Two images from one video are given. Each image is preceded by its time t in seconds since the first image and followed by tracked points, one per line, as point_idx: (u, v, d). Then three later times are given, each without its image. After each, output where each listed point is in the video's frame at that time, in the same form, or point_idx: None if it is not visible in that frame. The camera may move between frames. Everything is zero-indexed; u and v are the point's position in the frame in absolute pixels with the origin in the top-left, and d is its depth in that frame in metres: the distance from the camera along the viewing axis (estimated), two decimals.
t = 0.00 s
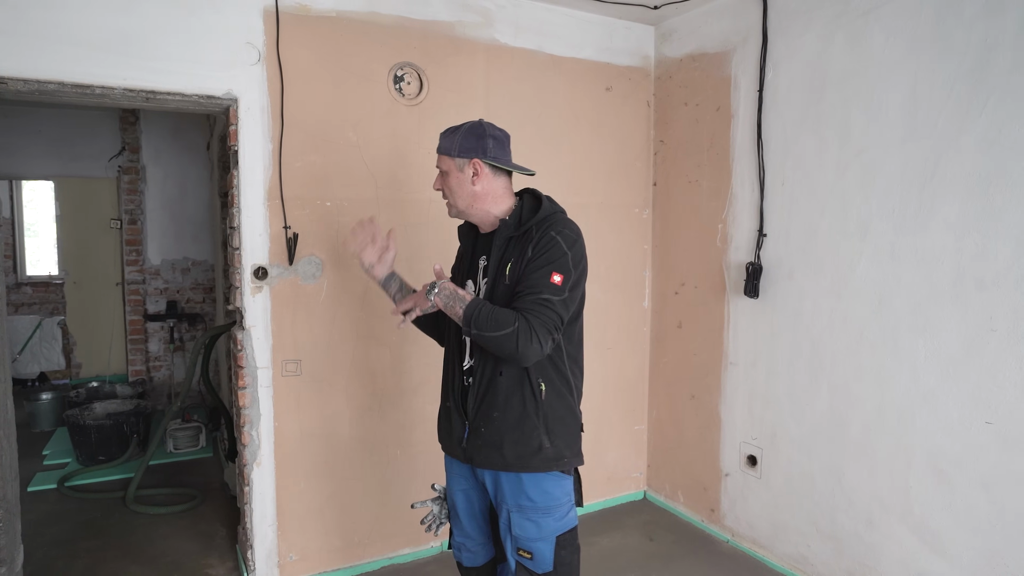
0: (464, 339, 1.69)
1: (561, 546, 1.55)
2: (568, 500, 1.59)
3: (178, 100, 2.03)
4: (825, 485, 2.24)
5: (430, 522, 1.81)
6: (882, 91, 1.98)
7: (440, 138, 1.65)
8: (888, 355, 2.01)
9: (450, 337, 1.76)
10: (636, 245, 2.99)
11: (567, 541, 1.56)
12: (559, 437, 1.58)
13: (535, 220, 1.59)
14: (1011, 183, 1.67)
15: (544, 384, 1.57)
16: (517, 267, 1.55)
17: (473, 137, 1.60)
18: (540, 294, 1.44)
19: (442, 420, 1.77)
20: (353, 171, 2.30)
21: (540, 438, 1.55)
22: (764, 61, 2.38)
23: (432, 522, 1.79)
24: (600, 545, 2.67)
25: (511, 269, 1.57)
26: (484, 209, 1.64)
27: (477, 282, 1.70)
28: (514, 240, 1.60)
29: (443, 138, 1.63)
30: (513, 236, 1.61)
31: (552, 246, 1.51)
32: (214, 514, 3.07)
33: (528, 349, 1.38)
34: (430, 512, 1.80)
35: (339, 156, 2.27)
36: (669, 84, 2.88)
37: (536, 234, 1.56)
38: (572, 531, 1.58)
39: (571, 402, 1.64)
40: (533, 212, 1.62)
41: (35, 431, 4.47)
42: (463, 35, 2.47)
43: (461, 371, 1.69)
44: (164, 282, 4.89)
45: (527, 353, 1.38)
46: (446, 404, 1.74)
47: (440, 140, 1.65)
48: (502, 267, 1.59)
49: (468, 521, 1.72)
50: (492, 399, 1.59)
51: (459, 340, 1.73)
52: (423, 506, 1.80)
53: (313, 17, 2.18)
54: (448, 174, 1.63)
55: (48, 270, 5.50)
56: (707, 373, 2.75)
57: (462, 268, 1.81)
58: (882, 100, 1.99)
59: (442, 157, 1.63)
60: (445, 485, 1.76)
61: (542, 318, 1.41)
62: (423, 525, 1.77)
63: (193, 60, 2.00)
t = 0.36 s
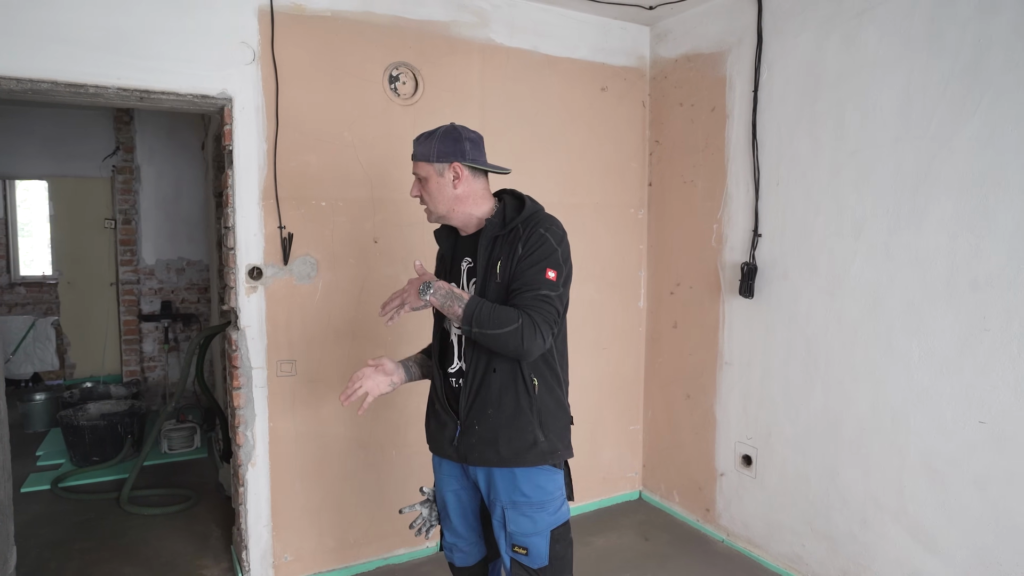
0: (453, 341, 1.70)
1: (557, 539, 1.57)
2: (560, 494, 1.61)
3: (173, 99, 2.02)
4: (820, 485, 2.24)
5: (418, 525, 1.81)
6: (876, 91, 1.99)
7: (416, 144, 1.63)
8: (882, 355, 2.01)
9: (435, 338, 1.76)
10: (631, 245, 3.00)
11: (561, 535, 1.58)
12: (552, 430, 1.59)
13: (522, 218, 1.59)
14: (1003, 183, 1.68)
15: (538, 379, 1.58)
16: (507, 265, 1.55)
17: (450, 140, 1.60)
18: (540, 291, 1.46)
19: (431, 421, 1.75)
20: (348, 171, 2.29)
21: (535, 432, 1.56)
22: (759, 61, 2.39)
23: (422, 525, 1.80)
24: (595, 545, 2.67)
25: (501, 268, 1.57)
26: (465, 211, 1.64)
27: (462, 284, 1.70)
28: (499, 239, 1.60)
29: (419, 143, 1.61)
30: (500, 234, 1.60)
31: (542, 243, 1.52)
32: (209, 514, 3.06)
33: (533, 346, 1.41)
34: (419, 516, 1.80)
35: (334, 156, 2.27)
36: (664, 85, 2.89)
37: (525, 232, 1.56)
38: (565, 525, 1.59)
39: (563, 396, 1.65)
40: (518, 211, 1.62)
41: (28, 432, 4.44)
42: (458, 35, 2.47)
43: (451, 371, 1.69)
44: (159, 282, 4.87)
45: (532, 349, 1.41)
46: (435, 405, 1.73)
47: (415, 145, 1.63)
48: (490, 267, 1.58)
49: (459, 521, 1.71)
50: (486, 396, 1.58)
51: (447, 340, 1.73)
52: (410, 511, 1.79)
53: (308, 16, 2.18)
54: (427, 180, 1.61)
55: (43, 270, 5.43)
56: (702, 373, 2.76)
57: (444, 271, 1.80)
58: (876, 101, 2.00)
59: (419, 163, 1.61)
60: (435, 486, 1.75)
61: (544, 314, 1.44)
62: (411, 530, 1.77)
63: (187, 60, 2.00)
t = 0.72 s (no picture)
0: (455, 345, 1.64)
1: (560, 532, 1.61)
2: (560, 490, 1.65)
3: (169, 100, 2.02)
4: (815, 484, 2.25)
5: (410, 536, 1.80)
6: (870, 93, 2.00)
7: (458, 132, 1.68)
8: (877, 355, 2.02)
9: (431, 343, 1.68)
10: (627, 245, 3.00)
11: (564, 529, 1.62)
12: (557, 430, 1.64)
13: (526, 223, 1.65)
14: (997, 185, 1.69)
15: (548, 380, 1.63)
16: (526, 271, 1.61)
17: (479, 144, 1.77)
18: (587, 298, 1.58)
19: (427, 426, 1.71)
20: (344, 172, 2.30)
21: (544, 433, 1.59)
22: (754, 63, 2.40)
23: (414, 536, 1.80)
24: (592, 545, 2.68)
25: (516, 273, 1.61)
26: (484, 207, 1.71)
27: (462, 286, 1.65)
28: (506, 242, 1.63)
29: (463, 131, 1.68)
30: (505, 237, 1.63)
31: (563, 252, 1.61)
32: (205, 515, 3.05)
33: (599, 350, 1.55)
34: (411, 527, 1.79)
35: (330, 157, 2.27)
36: (660, 85, 2.89)
37: (538, 239, 1.62)
38: (567, 519, 1.64)
39: (562, 397, 1.70)
40: (519, 215, 1.68)
41: (23, 432, 4.43)
42: (454, 36, 2.47)
43: (451, 376, 1.64)
44: (154, 282, 4.86)
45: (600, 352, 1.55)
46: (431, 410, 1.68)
47: (456, 132, 1.68)
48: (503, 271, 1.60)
49: (456, 525, 1.71)
50: (496, 399, 1.59)
51: (446, 345, 1.65)
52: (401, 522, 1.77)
53: (304, 17, 2.18)
54: (472, 165, 1.67)
55: (38, 271, 5.41)
56: (698, 373, 2.76)
57: (433, 273, 1.72)
58: (870, 103, 2.01)
59: (469, 148, 1.67)
60: (430, 493, 1.74)
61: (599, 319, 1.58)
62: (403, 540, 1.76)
63: (183, 60, 2.00)
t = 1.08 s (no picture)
0: (472, 350, 1.63)
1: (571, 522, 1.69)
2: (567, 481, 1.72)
3: (165, 100, 2.02)
4: (811, 484, 2.26)
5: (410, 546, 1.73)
6: (866, 95, 2.01)
7: (471, 132, 1.64)
8: (872, 355, 2.04)
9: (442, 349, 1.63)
10: (624, 246, 3.01)
11: (574, 517, 1.70)
12: (565, 422, 1.74)
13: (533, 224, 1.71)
14: (991, 187, 1.70)
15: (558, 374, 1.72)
16: (543, 272, 1.67)
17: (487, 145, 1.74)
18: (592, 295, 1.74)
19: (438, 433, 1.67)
20: (341, 173, 2.29)
21: (558, 426, 1.68)
22: (750, 64, 2.41)
23: (417, 544, 1.72)
24: (588, 545, 2.68)
25: (533, 273, 1.66)
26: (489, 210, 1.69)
27: (475, 289, 1.64)
28: (519, 244, 1.66)
29: (477, 133, 1.65)
30: (518, 238, 1.66)
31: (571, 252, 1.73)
32: (202, 516, 3.05)
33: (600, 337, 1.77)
34: (412, 536, 1.73)
35: (327, 158, 2.27)
36: (657, 86, 2.90)
37: (548, 240, 1.70)
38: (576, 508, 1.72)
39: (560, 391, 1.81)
40: (526, 217, 1.73)
41: (18, 433, 4.42)
42: (451, 37, 2.47)
43: (468, 381, 1.63)
44: (151, 283, 4.85)
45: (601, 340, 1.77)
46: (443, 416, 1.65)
47: (469, 133, 1.64)
48: (522, 272, 1.64)
49: (465, 528, 1.70)
50: (516, 398, 1.63)
51: (461, 350, 1.63)
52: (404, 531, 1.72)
53: (301, 17, 2.18)
54: (483, 168, 1.64)
55: (33, 271, 5.40)
56: (695, 373, 2.77)
57: (437, 275, 1.67)
58: (865, 104, 2.02)
59: (481, 150, 1.64)
60: (435, 498, 1.70)
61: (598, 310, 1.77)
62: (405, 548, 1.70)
63: (180, 61, 1.99)
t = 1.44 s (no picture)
0: (481, 354, 1.64)
1: (578, 521, 1.71)
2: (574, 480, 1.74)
3: (162, 100, 2.01)
4: (809, 484, 2.26)
5: (415, 545, 1.75)
6: (863, 95, 2.02)
7: (500, 135, 1.62)
8: (869, 355, 2.04)
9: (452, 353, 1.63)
10: (622, 246, 3.01)
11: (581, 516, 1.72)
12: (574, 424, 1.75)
13: (543, 227, 1.71)
14: (988, 187, 1.71)
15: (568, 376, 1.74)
16: (553, 276, 1.68)
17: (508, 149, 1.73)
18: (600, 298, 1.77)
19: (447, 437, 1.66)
20: (339, 173, 2.29)
21: (568, 428, 1.69)
22: (748, 64, 2.41)
23: (422, 543, 1.75)
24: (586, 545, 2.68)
25: (542, 277, 1.67)
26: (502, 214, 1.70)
27: (485, 294, 1.64)
28: (529, 247, 1.67)
29: (504, 136, 1.63)
30: (528, 242, 1.67)
31: (581, 256, 1.74)
32: (199, 517, 3.04)
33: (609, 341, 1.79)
34: (418, 535, 1.75)
35: (324, 158, 2.26)
36: (654, 87, 2.90)
37: (558, 244, 1.71)
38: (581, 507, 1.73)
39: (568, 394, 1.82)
40: (535, 219, 1.73)
41: (15, 434, 4.40)
42: (449, 37, 2.47)
43: (478, 384, 1.63)
44: (148, 283, 4.84)
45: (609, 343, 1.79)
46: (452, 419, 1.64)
47: (497, 136, 1.63)
48: (532, 276, 1.64)
49: (472, 528, 1.70)
50: (527, 401, 1.64)
51: (471, 354, 1.63)
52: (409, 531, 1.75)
53: (298, 18, 2.17)
54: (505, 172, 1.64)
55: (30, 272, 5.27)
56: (693, 374, 2.77)
57: (447, 278, 1.66)
58: (863, 105, 2.02)
59: (506, 155, 1.63)
60: (443, 498, 1.70)
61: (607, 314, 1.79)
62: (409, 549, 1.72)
63: (176, 61, 1.99)
